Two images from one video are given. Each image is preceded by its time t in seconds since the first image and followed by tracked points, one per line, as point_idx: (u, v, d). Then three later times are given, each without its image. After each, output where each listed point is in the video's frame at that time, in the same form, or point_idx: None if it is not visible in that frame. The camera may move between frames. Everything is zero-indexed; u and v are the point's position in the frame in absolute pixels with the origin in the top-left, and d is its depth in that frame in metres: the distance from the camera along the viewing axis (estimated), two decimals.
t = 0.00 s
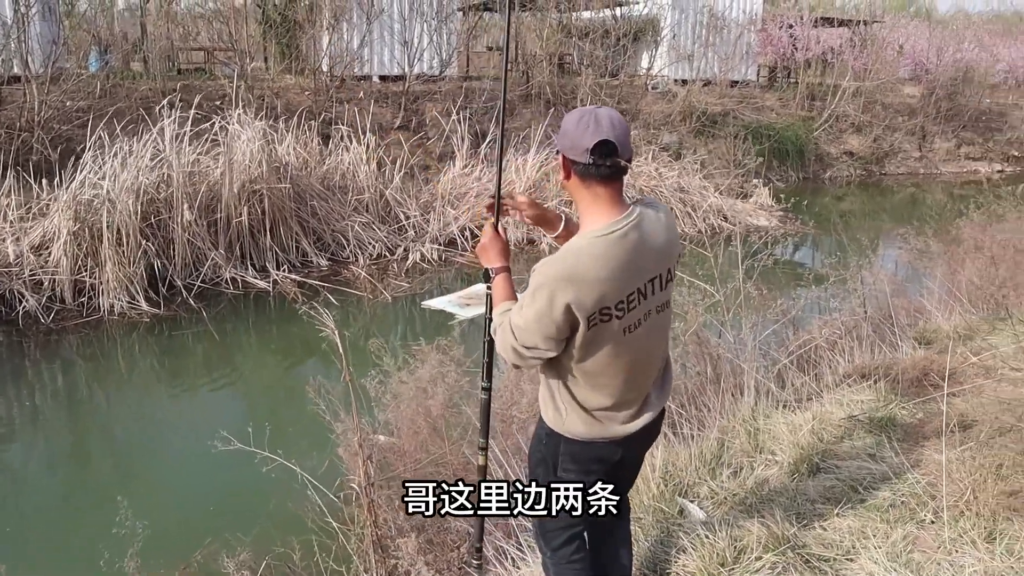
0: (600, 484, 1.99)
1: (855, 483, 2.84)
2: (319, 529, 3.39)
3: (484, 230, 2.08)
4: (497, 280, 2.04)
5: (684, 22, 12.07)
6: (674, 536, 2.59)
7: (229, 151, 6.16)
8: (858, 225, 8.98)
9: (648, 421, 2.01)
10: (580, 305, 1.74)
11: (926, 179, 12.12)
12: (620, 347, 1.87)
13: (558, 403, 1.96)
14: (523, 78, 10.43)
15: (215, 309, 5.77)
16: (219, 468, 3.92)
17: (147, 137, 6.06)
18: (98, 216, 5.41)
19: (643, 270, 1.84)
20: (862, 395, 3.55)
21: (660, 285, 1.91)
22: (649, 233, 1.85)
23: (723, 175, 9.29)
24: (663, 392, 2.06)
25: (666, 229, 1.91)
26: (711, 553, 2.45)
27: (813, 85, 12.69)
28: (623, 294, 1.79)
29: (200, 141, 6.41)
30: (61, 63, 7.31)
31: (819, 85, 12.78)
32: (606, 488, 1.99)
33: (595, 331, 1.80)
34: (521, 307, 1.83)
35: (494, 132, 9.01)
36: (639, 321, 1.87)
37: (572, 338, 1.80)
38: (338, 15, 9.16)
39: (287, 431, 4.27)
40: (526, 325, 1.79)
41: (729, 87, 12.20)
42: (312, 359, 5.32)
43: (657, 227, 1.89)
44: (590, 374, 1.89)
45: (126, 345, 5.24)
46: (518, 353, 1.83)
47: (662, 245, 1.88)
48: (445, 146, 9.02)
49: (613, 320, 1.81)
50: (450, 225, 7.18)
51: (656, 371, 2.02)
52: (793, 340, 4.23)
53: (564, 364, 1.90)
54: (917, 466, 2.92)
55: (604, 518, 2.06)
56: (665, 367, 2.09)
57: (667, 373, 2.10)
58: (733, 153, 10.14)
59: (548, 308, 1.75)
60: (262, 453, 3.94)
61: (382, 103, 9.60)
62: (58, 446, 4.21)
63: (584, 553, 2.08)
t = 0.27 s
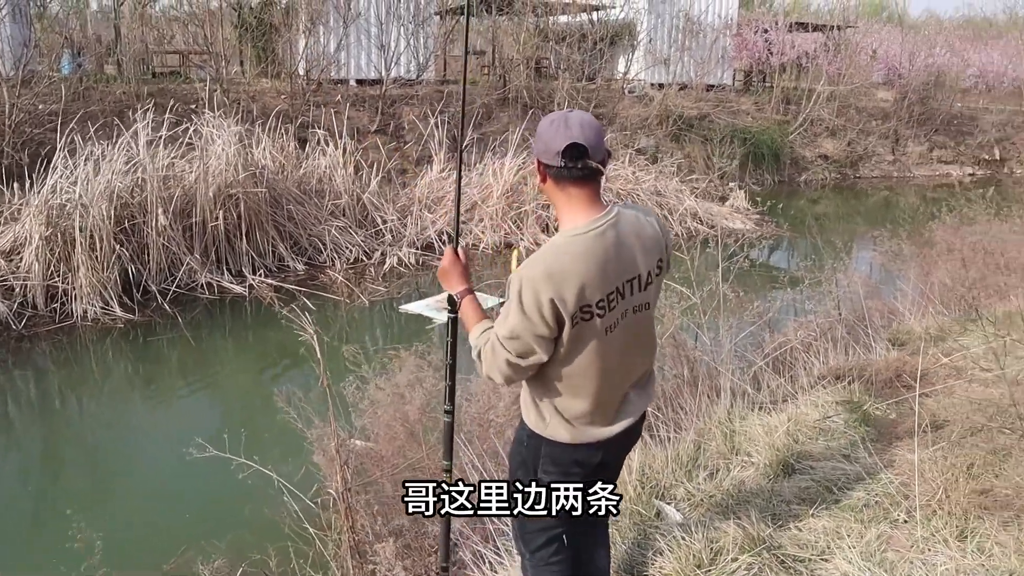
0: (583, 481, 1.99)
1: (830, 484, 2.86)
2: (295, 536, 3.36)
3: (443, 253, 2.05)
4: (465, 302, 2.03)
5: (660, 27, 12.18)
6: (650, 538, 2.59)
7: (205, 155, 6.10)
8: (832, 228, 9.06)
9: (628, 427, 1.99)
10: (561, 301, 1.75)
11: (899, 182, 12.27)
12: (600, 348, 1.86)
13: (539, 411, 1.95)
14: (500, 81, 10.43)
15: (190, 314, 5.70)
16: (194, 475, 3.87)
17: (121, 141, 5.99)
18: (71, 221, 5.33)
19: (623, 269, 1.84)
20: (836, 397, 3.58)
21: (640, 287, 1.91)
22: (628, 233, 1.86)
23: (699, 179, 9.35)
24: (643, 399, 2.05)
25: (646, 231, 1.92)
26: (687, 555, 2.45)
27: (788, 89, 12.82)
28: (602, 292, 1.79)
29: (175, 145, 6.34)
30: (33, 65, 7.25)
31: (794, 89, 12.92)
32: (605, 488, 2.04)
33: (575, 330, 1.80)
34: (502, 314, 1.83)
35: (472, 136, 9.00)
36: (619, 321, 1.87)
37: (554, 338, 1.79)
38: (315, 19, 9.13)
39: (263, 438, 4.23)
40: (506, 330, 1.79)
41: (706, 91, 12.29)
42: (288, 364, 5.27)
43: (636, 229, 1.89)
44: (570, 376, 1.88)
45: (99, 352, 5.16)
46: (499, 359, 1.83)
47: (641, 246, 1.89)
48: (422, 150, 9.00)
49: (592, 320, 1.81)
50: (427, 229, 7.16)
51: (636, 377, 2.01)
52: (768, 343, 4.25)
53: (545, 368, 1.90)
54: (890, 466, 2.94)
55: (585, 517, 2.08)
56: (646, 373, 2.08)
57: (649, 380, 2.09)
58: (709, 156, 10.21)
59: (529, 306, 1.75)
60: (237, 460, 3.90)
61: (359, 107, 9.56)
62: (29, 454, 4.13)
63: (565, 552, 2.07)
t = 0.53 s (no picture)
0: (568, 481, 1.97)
1: (803, 484, 2.88)
2: (270, 541, 3.32)
3: (397, 290, 2.03)
4: (430, 334, 2.02)
5: (635, 31, 12.26)
6: (625, 539, 2.59)
7: (178, 158, 6.04)
8: (806, 230, 9.16)
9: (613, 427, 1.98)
10: (541, 293, 1.74)
11: (872, 184, 12.42)
12: (582, 342, 1.85)
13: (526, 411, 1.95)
14: (476, 85, 10.42)
15: (164, 319, 5.64)
16: (168, 480, 3.82)
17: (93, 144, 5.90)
18: (41, 225, 5.24)
19: (604, 261, 1.84)
20: (809, 397, 3.61)
21: (622, 280, 1.91)
22: (607, 227, 1.86)
23: (675, 182, 9.40)
24: (628, 398, 2.03)
25: (626, 225, 1.92)
26: (663, 556, 2.46)
27: (762, 92, 12.94)
28: (583, 284, 1.79)
29: (148, 149, 6.27)
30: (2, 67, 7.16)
31: (768, 92, 13.03)
32: (604, 489, 2.08)
33: (557, 323, 1.80)
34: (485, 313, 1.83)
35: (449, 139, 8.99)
36: (601, 315, 1.86)
37: (536, 333, 1.78)
38: (289, 21, 9.09)
39: (239, 443, 4.19)
40: (490, 326, 1.79)
41: (681, 95, 12.37)
42: (263, 368, 5.22)
43: (616, 221, 1.89)
44: (552, 373, 1.88)
45: (72, 357, 5.08)
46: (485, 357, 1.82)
47: (621, 239, 1.89)
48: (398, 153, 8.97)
49: (574, 313, 1.80)
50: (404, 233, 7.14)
51: (621, 374, 2.00)
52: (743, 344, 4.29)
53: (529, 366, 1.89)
54: (863, 465, 2.97)
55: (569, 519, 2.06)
56: (631, 372, 2.07)
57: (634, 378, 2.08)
58: (684, 159, 10.28)
59: (510, 299, 1.75)
60: (212, 465, 3.85)
61: (335, 109, 9.51)
62: None
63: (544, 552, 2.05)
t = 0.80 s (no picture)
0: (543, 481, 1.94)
1: (764, 483, 2.92)
2: (232, 549, 3.25)
3: (371, 282, 1.97)
4: (402, 328, 1.99)
5: (598, 34, 12.34)
6: (589, 540, 2.60)
7: (137, 162, 5.92)
8: (767, 232, 9.30)
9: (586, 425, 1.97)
10: (503, 283, 1.74)
11: (831, 188, 12.67)
12: (547, 335, 1.85)
13: (495, 408, 1.93)
14: (439, 88, 10.38)
15: (124, 325, 5.53)
16: (128, 488, 3.74)
17: (48, 147, 5.76)
18: None
19: (565, 255, 1.84)
20: (770, 398, 3.66)
21: (586, 274, 1.91)
22: (568, 220, 1.86)
23: (638, 185, 9.49)
24: (601, 396, 2.01)
25: (589, 220, 1.92)
26: (627, 557, 2.46)
27: (723, 96, 13.11)
28: (544, 276, 1.79)
29: (106, 152, 6.14)
30: None
31: (729, 96, 13.23)
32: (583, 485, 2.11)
33: (518, 315, 1.79)
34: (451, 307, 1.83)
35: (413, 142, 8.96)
36: (565, 308, 1.86)
37: (500, 326, 1.78)
38: (250, 24, 8.99)
39: (201, 449, 4.11)
40: (455, 319, 1.79)
41: (644, 98, 12.48)
42: (225, 374, 5.13)
43: (578, 216, 1.90)
44: (519, 365, 1.87)
45: (28, 363, 4.95)
46: (451, 350, 1.81)
47: (583, 233, 1.89)
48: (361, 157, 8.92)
49: (536, 305, 1.80)
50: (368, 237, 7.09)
51: (592, 371, 1.98)
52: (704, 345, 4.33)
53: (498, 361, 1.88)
54: (822, 464, 3.02)
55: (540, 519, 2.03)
56: (605, 370, 2.05)
57: (608, 377, 2.05)
58: (647, 163, 10.36)
59: (471, 290, 1.75)
60: (174, 472, 3.77)
61: (297, 113, 9.42)
62: None
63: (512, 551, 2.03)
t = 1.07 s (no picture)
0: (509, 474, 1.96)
1: (744, 484, 2.94)
2: (212, 557, 3.21)
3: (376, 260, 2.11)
4: (391, 306, 2.07)
5: (576, 37, 12.37)
6: (570, 543, 2.60)
7: (113, 165, 5.84)
8: (745, 234, 9.37)
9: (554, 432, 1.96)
10: (450, 286, 1.76)
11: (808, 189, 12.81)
12: (499, 339, 1.85)
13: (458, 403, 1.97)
14: (418, 91, 10.38)
15: (100, 331, 5.45)
16: (107, 496, 3.68)
17: (22, 151, 5.67)
18: None
19: (522, 260, 1.83)
20: (749, 399, 3.69)
21: (550, 282, 1.87)
22: (529, 226, 1.85)
23: (617, 188, 9.53)
24: (568, 405, 1.97)
25: (558, 227, 1.89)
26: (608, 560, 2.47)
27: (702, 98, 13.21)
28: (494, 280, 1.79)
29: (81, 156, 6.06)
30: None
31: (707, 99, 13.33)
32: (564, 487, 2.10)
33: (467, 317, 1.81)
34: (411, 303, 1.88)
35: (392, 146, 8.94)
36: (520, 314, 1.85)
37: (449, 328, 1.81)
38: (228, 27, 8.96)
39: (183, 455, 4.07)
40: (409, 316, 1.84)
41: (622, 101, 12.55)
42: (204, 379, 5.07)
43: (544, 222, 1.87)
44: (476, 366, 1.89)
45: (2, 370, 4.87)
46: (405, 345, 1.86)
47: (547, 240, 1.86)
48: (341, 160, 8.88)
49: (486, 308, 1.81)
50: (347, 241, 7.07)
51: (557, 379, 1.95)
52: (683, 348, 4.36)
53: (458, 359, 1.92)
54: (800, 464, 3.05)
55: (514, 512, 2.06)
56: (577, 379, 2.01)
57: (581, 386, 2.01)
58: (626, 166, 10.40)
59: (420, 289, 1.79)
60: (153, 480, 3.72)
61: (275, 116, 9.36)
62: None
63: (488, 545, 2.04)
